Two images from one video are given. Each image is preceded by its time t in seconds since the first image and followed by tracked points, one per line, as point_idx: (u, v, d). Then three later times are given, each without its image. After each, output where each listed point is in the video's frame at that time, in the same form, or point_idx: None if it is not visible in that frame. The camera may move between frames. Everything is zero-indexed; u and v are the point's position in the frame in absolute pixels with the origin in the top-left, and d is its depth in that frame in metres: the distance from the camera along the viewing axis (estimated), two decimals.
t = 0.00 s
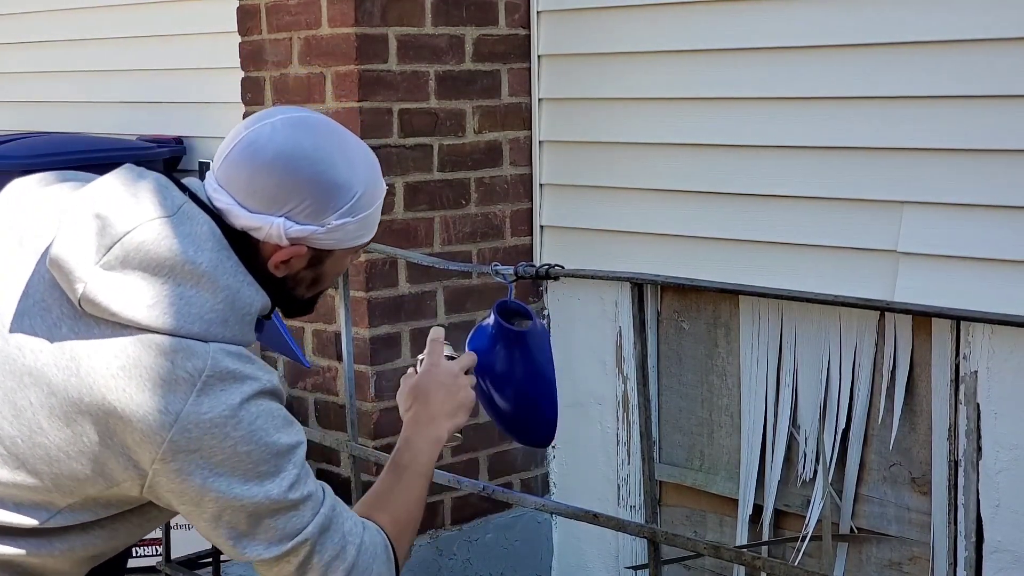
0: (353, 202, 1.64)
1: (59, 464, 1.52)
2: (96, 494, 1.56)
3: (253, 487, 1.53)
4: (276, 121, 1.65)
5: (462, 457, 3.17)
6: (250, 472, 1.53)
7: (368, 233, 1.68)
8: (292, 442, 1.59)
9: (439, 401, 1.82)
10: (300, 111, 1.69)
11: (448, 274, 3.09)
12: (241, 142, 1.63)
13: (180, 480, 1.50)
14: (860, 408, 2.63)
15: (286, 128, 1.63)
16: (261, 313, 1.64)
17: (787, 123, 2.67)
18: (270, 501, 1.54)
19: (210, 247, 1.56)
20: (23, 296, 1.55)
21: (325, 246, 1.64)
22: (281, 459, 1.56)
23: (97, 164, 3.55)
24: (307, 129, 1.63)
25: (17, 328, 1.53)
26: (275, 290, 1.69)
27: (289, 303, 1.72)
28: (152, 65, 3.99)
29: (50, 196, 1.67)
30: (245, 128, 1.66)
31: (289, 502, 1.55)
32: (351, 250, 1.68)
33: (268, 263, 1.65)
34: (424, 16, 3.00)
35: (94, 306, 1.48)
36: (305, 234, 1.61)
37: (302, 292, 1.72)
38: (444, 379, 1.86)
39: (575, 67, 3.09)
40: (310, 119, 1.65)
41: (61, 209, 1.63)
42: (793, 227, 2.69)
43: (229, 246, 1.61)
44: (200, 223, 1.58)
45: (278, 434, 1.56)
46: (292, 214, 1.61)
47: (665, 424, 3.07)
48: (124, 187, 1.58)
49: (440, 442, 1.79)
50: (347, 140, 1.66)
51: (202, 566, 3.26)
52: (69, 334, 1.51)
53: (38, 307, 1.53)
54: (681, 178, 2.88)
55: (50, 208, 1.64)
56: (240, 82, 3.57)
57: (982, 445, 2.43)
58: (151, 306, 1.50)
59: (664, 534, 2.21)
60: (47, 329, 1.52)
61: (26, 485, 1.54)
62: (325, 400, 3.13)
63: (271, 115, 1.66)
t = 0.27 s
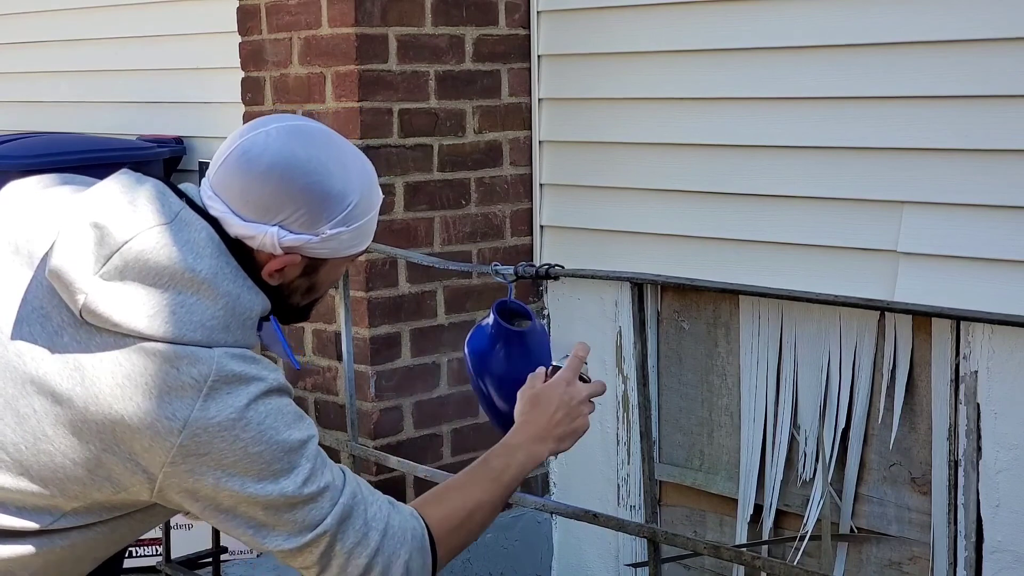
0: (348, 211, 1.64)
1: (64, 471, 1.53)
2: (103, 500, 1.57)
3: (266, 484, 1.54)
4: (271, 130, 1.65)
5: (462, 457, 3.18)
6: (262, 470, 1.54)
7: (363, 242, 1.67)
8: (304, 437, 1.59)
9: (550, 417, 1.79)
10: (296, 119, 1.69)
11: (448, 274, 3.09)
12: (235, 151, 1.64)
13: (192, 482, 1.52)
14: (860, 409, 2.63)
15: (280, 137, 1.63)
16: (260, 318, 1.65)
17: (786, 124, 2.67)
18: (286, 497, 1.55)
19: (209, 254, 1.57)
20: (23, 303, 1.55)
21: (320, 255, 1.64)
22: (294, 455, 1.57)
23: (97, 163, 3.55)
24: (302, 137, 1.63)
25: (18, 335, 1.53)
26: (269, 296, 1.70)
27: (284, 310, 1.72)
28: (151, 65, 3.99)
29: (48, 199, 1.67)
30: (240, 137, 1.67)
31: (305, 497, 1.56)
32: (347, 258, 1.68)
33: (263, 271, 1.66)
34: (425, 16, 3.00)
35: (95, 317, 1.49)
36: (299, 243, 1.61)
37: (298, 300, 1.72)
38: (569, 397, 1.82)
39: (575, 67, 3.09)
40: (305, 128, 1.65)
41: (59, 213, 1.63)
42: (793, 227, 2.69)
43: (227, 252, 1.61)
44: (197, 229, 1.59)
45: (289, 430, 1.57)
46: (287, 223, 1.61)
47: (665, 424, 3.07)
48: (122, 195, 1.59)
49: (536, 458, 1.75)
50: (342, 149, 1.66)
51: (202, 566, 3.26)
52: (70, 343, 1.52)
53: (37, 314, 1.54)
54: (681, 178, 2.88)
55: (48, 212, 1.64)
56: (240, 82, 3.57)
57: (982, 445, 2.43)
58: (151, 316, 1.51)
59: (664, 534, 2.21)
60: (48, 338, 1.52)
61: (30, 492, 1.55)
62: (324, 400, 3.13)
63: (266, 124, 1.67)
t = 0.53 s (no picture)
0: (350, 218, 1.64)
1: (60, 472, 1.53)
2: (99, 502, 1.57)
3: (262, 490, 1.55)
4: (275, 135, 1.64)
5: (462, 457, 3.18)
6: (258, 476, 1.54)
7: (364, 249, 1.68)
8: (301, 444, 1.60)
9: (531, 421, 1.81)
10: (299, 125, 1.68)
11: (448, 274, 3.09)
12: (238, 156, 1.63)
13: (189, 486, 1.52)
14: (860, 408, 2.63)
15: (284, 143, 1.63)
16: (260, 324, 1.65)
17: (787, 124, 2.67)
18: (281, 503, 1.55)
19: (209, 258, 1.57)
20: (23, 305, 1.55)
21: (320, 260, 1.64)
22: (291, 462, 1.57)
23: (97, 163, 3.55)
24: (305, 144, 1.63)
25: (18, 336, 1.53)
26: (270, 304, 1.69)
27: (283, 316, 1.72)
28: (151, 64, 3.99)
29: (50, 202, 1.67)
30: (243, 141, 1.66)
31: (300, 504, 1.57)
32: (347, 265, 1.69)
33: (265, 277, 1.65)
34: (425, 16, 3.00)
35: (94, 320, 1.49)
36: (301, 248, 1.61)
37: (297, 306, 1.72)
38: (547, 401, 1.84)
39: (575, 67, 3.09)
40: (309, 135, 1.65)
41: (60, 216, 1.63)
42: (793, 227, 2.69)
43: (227, 257, 1.61)
44: (198, 234, 1.59)
45: (285, 437, 1.58)
46: (288, 228, 1.61)
47: (665, 424, 3.07)
48: (124, 199, 1.59)
49: (519, 463, 1.77)
50: (345, 156, 1.66)
51: (202, 566, 3.26)
52: (69, 346, 1.52)
53: (37, 316, 1.54)
54: (681, 178, 2.88)
55: (49, 216, 1.64)
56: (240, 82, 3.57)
57: (982, 445, 2.43)
58: (150, 318, 1.51)
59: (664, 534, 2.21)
60: (47, 340, 1.52)
61: (28, 494, 1.55)
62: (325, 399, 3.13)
63: (269, 129, 1.66)
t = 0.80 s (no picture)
0: (355, 231, 1.65)
1: (55, 478, 1.54)
2: (91, 509, 1.58)
3: (251, 507, 1.56)
4: (282, 148, 1.65)
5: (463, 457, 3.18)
6: (249, 492, 1.56)
7: (368, 262, 1.69)
8: (293, 464, 1.62)
9: (436, 432, 1.85)
10: (306, 138, 1.69)
11: (448, 274, 3.09)
12: (245, 168, 1.64)
13: (179, 498, 1.54)
14: (860, 408, 2.63)
15: (291, 156, 1.64)
16: (264, 334, 1.67)
17: (786, 124, 2.67)
18: (269, 521, 1.57)
19: (212, 270, 1.59)
20: (25, 308, 1.56)
21: (326, 273, 1.66)
22: (281, 480, 1.59)
23: (97, 163, 3.56)
24: (312, 158, 1.64)
25: (19, 340, 1.54)
26: (274, 315, 1.70)
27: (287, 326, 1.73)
28: (151, 65, 3.99)
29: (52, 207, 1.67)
30: (249, 153, 1.67)
31: (288, 523, 1.59)
32: (352, 277, 1.70)
33: (269, 289, 1.66)
34: (424, 16, 3.00)
35: (96, 327, 1.51)
36: (307, 261, 1.63)
37: (300, 317, 1.73)
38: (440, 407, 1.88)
39: (574, 67, 3.09)
40: (315, 148, 1.66)
41: (63, 222, 1.64)
42: (793, 228, 2.69)
43: (232, 268, 1.63)
44: (203, 245, 1.61)
45: (278, 455, 1.60)
46: (294, 241, 1.62)
47: (665, 424, 3.07)
48: (128, 207, 1.60)
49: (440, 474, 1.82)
50: (351, 170, 1.67)
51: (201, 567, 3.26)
52: (71, 352, 1.53)
53: (38, 322, 1.54)
54: (681, 178, 2.88)
55: (51, 221, 1.64)
56: (240, 82, 3.57)
57: (982, 445, 2.42)
58: (151, 328, 1.53)
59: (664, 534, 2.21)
60: (48, 344, 1.53)
61: (23, 498, 1.56)
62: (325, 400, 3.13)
63: (276, 142, 1.67)
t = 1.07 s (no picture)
0: (355, 240, 1.66)
1: (59, 484, 1.55)
2: (95, 515, 1.59)
3: (259, 510, 1.57)
4: (281, 156, 1.66)
5: (462, 457, 3.18)
6: (256, 496, 1.57)
7: (367, 271, 1.70)
8: (301, 465, 1.62)
9: (523, 437, 1.84)
10: (306, 146, 1.70)
11: (448, 274, 3.09)
12: (245, 176, 1.65)
13: (188, 502, 1.56)
14: (860, 409, 2.62)
15: (290, 165, 1.64)
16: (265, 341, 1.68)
17: (786, 124, 2.67)
18: (278, 523, 1.58)
19: (214, 278, 1.60)
20: (27, 314, 1.57)
21: (324, 282, 1.66)
22: (290, 482, 1.60)
23: (98, 164, 3.56)
24: (312, 167, 1.65)
25: (21, 346, 1.55)
26: (273, 323, 1.71)
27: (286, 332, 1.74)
28: (151, 65, 3.99)
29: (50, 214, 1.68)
30: (250, 161, 1.68)
31: (297, 525, 1.59)
32: (350, 286, 1.71)
33: (267, 298, 1.67)
34: (424, 16, 3.00)
35: (99, 336, 1.52)
36: (305, 270, 1.63)
37: (298, 325, 1.74)
38: (536, 415, 1.86)
39: (575, 66, 3.09)
40: (315, 157, 1.66)
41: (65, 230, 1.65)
42: (793, 228, 2.69)
43: (233, 276, 1.63)
44: (205, 252, 1.61)
45: (285, 458, 1.60)
46: (293, 250, 1.63)
47: (665, 424, 3.07)
48: (130, 215, 1.61)
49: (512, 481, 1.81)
50: (350, 179, 1.67)
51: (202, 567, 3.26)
52: (73, 360, 1.54)
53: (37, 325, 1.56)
54: (681, 178, 2.88)
55: (53, 228, 1.65)
56: (240, 83, 3.57)
57: (982, 445, 2.42)
58: (153, 337, 1.54)
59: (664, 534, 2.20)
60: (50, 352, 1.55)
61: (24, 504, 1.57)
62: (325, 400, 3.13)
63: (276, 150, 1.68)
